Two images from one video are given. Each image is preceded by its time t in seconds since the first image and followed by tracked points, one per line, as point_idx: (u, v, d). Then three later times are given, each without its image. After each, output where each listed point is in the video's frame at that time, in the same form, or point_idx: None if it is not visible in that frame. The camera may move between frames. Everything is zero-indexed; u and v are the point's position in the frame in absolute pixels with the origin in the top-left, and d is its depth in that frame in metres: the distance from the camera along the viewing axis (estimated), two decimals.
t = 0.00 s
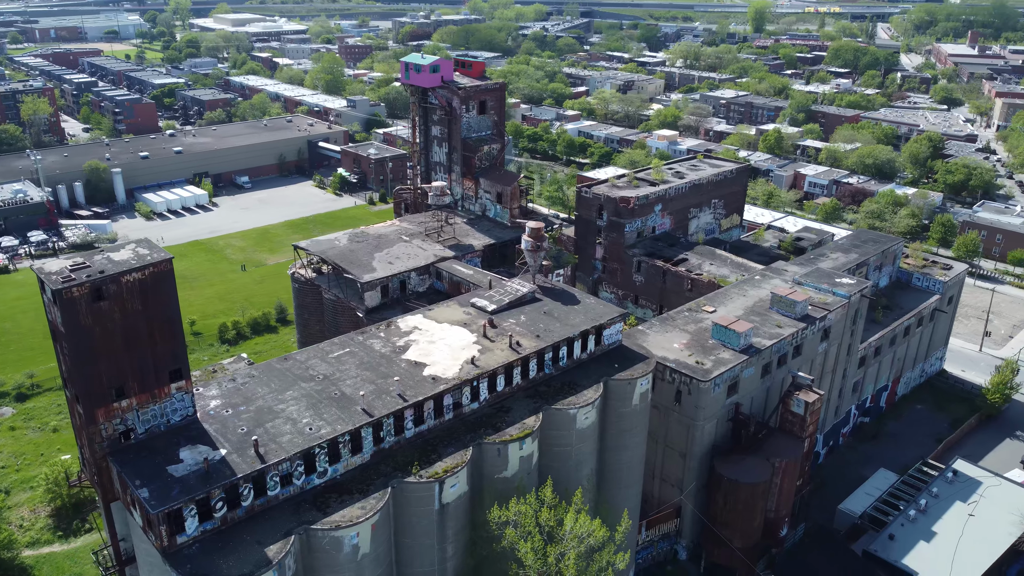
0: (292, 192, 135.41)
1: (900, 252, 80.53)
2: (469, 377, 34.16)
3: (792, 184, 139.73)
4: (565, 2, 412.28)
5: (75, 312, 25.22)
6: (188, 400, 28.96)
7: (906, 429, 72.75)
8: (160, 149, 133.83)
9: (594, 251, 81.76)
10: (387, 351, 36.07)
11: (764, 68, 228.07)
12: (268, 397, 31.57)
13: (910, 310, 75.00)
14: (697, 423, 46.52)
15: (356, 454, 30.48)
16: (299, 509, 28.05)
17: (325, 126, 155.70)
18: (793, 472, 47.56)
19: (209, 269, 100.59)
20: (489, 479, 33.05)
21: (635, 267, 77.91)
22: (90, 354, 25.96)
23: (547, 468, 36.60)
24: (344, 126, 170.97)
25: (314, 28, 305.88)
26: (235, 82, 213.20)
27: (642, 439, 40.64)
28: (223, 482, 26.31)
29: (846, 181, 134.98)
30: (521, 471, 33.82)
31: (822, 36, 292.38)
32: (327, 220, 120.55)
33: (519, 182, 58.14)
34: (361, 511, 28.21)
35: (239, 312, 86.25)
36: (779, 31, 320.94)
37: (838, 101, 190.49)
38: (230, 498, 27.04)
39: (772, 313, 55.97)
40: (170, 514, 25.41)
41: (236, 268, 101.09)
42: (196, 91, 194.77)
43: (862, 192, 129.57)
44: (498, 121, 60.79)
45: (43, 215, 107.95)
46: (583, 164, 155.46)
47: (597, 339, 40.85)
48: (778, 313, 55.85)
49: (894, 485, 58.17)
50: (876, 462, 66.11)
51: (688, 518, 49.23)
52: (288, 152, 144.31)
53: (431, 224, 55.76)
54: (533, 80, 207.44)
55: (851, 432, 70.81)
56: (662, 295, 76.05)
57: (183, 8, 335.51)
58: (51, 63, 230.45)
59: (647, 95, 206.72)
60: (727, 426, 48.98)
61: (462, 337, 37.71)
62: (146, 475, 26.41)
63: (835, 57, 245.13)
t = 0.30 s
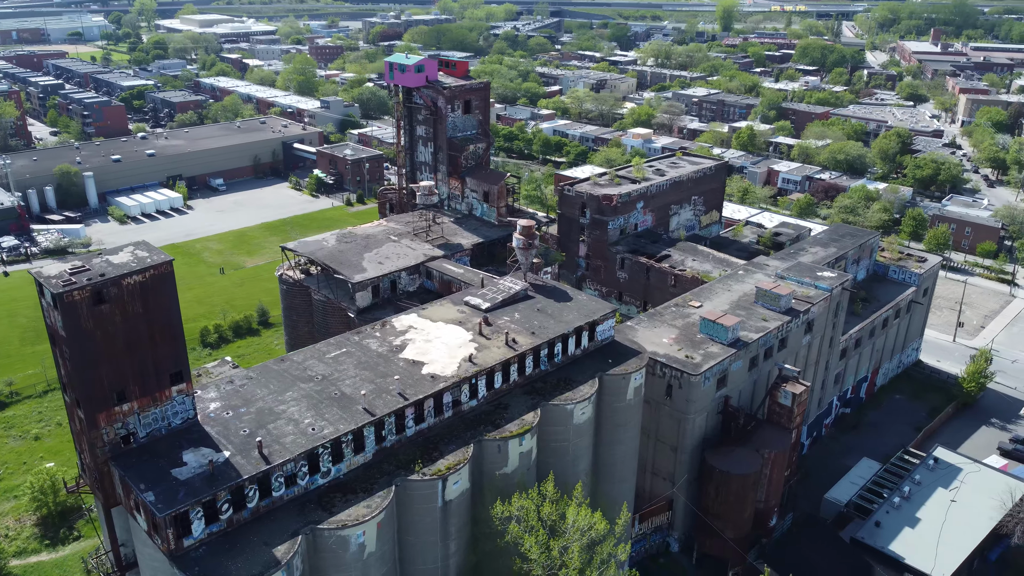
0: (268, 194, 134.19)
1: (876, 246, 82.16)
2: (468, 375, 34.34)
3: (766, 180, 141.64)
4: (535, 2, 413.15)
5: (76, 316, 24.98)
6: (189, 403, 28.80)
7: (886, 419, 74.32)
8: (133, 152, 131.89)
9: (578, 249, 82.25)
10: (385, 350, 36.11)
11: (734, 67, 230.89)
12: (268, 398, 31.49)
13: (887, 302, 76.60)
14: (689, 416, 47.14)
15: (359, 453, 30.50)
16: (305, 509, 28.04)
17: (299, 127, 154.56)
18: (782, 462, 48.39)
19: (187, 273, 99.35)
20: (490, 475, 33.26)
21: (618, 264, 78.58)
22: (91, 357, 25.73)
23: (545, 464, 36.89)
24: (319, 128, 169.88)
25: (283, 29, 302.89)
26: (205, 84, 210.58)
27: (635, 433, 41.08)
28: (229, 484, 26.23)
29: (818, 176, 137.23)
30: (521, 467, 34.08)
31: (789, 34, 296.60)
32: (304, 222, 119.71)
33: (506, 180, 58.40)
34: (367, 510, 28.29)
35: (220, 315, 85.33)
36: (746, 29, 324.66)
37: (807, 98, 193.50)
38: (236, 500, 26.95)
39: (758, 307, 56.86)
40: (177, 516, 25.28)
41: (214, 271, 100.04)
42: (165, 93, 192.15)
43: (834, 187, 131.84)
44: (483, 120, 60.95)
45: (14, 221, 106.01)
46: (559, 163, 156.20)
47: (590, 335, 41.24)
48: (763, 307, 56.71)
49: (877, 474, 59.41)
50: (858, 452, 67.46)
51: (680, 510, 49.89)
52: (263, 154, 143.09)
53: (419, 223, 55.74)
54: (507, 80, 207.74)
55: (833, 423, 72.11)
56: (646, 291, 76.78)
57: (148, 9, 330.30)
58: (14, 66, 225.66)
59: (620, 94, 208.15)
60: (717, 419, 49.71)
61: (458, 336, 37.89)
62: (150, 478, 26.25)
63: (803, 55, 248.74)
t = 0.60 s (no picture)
0: (248, 196, 133.09)
1: (858, 240, 83.51)
2: (470, 372, 34.50)
3: (745, 177, 143.33)
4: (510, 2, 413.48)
5: (83, 318, 24.82)
6: (194, 404, 28.66)
7: (871, 410, 75.61)
8: (110, 155, 130.14)
9: (566, 246, 82.56)
10: (386, 349, 36.21)
11: (709, 65, 232.98)
12: (272, 399, 31.47)
13: (871, 295, 77.92)
14: (684, 410, 47.61)
15: (365, 452, 30.56)
16: (314, 509, 28.10)
17: (278, 128, 153.47)
18: (776, 454, 49.07)
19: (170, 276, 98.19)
20: (494, 471, 33.47)
21: (606, 261, 79.04)
22: (97, 359, 25.57)
23: (547, 459, 37.13)
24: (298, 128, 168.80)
25: (257, 29, 300.18)
26: (180, 85, 208.18)
27: (633, 427, 41.45)
28: (239, 484, 26.18)
29: (796, 173, 138.99)
30: (524, 462, 34.34)
31: (762, 33, 299.60)
32: (286, 223, 118.92)
33: (497, 179, 58.63)
34: (376, 507, 28.40)
35: (205, 318, 84.50)
36: (720, 28, 327.53)
37: (783, 96, 195.79)
38: (245, 500, 26.92)
39: (747, 302, 57.59)
40: (188, 518, 25.19)
41: (197, 273, 99.08)
42: (140, 95, 189.70)
43: (813, 183, 133.59)
44: (473, 119, 61.10)
45: None
46: (540, 162, 156.69)
47: (588, 331, 41.57)
48: (752, 302, 57.48)
49: (865, 464, 60.48)
50: (845, 443, 68.58)
51: (675, 503, 50.42)
52: (242, 155, 141.89)
53: (411, 223, 55.74)
54: (486, 79, 207.70)
55: (820, 415, 73.18)
56: (635, 288, 77.32)
57: (118, 10, 325.40)
58: None
59: (598, 93, 209.15)
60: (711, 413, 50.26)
61: (458, 334, 38.02)
62: (159, 481, 26.14)
63: (777, 53, 251.40)
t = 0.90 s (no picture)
0: (229, 198, 131.99)
1: (842, 236, 84.73)
2: (474, 369, 34.70)
3: (726, 174, 144.87)
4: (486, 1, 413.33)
5: (92, 320, 24.70)
6: (201, 405, 28.59)
7: (857, 402, 76.82)
8: (88, 157, 128.44)
9: (555, 245, 82.76)
10: (388, 348, 36.31)
11: (687, 64, 234.73)
12: (278, 399, 31.47)
13: (856, 289, 79.10)
14: (680, 405, 48.08)
15: (372, 450, 30.65)
16: (324, 507, 28.16)
17: (259, 130, 152.39)
18: (770, 446, 49.74)
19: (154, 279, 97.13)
20: (500, 466, 33.70)
21: (595, 258, 79.44)
22: (105, 362, 25.43)
23: (549, 455, 37.40)
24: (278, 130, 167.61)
25: (232, 30, 297.34)
26: (156, 87, 205.77)
27: (632, 422, 41.84)
28: (250, 484, 26.19)
29: (776, 170, 140.57)
30: (528, 458, 34.61)
31: (737, 31, 302.27)
32: (269, 225, 118.10)
33: (489, 179, 58.82)
34: (386, 505, 28.52)
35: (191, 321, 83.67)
36: (696, 27, 329.93)
37: (760, 94, 197.76)
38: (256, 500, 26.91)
39: (738, 297, 58.30)
40: (201, 519, 25.16)
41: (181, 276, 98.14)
42: (116, 97, 187.28)
43: (792, 180, 135.30)
44: (464, 119, 61.27)
45: None
46: (522, 161, 157.01)
47: (586, 328, 41.92)
48: (743, 296, 58.22)
49: (855, 455, 61.48)
50: (833, 435, 69.66)
51: (671, 497, 50.95)
52: (222, 157, 140.68)
53: (404, 223, 55.72)
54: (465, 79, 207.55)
55: (808, 408, 74.18)
56: (624, 285, 77.85)
57: (90, 11, 320.47)
58: None
59: (578, 92, 209.92)
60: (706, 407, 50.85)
61: (459, 332, 38.20)
62: (170, 482, 26.08)
63: (752, 51, 253.78)
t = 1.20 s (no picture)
0: (208, 200, 130.70)
1: (824, 230, 86.00)
2: (475, 366, 34.89)
3: (704, 171, 146.27)
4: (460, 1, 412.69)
5: (98, 323, 24.53)
6: (206, 407, 28.49)
7: (841, 393, 78.10)
8: (63, 160, 126.54)
9: (541, 243, 83.02)
10: (388, 347, 36.43)
11: (662, 63, 236.35)
12: (282, 399, 31.44)
13: (838, 283, 80.42)
14: (673, 398, 48.54)
15: (377, 448, 30.77)
16: (333, 506, 28.24)
17: (236, 131, 151.09)
18: (762, 439, 50.47)
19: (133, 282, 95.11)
20: (502, 463, 33.96)
21: (582, 256, 79.85)
22: (111, 365, 25.27)
23: (549, 450, 37.70)
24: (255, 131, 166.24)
25: (204, 31, 293.81)
26: (129, 89, 202.88)
27: (628, 416, 42.28)
28: (260, 484, 26.16)
29: (753, 167, 142.24)
30: (530, 453, 34.89)
31: (710, 30, 304.91)
32: (249, 227, 117.13)
33: (479, 177, 59.01)
34: (394, 503, 28.63)
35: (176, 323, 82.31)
36: (669, 26, 332.13)
37: (735, 91, 199.83)
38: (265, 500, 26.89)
39: (726, 292, 59.11)
40: (211, 520, 25.11)
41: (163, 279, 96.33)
42: (88, 99, 184.44)
43: (770, 176, 137.10)
44: (452, 118, 61.42)
45: None
46: (503, 160, 157.21)
47: (582, 324, 42.31)
48: (731, 291, 59.01)
49: (842, 445, 62.53)
50: (819, 426, 70.79)
51: (665, 490, 51.44)
52: (200, 159, 139.28)
53: (396, 222, 55.69)
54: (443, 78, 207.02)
55: (793, 400, 75.25)
56: (611, 282, 78.42)
57: (57, 12, 314.66)
58: None
59: (555, 91, 210.59)
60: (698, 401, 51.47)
61: (458, 330, 38.38)
62: (179, 484, 26.00)
63: (726, 50, 256.26)
